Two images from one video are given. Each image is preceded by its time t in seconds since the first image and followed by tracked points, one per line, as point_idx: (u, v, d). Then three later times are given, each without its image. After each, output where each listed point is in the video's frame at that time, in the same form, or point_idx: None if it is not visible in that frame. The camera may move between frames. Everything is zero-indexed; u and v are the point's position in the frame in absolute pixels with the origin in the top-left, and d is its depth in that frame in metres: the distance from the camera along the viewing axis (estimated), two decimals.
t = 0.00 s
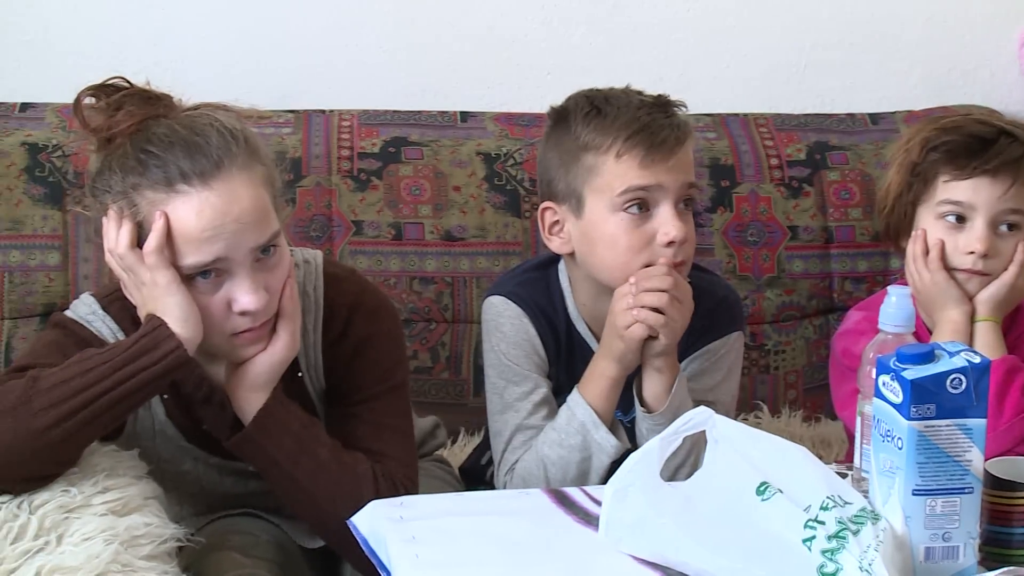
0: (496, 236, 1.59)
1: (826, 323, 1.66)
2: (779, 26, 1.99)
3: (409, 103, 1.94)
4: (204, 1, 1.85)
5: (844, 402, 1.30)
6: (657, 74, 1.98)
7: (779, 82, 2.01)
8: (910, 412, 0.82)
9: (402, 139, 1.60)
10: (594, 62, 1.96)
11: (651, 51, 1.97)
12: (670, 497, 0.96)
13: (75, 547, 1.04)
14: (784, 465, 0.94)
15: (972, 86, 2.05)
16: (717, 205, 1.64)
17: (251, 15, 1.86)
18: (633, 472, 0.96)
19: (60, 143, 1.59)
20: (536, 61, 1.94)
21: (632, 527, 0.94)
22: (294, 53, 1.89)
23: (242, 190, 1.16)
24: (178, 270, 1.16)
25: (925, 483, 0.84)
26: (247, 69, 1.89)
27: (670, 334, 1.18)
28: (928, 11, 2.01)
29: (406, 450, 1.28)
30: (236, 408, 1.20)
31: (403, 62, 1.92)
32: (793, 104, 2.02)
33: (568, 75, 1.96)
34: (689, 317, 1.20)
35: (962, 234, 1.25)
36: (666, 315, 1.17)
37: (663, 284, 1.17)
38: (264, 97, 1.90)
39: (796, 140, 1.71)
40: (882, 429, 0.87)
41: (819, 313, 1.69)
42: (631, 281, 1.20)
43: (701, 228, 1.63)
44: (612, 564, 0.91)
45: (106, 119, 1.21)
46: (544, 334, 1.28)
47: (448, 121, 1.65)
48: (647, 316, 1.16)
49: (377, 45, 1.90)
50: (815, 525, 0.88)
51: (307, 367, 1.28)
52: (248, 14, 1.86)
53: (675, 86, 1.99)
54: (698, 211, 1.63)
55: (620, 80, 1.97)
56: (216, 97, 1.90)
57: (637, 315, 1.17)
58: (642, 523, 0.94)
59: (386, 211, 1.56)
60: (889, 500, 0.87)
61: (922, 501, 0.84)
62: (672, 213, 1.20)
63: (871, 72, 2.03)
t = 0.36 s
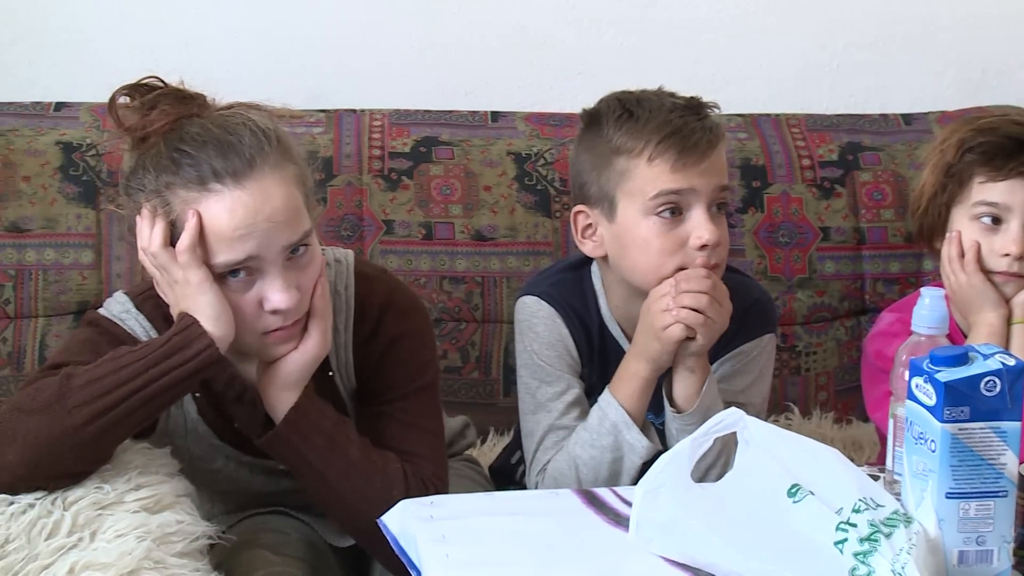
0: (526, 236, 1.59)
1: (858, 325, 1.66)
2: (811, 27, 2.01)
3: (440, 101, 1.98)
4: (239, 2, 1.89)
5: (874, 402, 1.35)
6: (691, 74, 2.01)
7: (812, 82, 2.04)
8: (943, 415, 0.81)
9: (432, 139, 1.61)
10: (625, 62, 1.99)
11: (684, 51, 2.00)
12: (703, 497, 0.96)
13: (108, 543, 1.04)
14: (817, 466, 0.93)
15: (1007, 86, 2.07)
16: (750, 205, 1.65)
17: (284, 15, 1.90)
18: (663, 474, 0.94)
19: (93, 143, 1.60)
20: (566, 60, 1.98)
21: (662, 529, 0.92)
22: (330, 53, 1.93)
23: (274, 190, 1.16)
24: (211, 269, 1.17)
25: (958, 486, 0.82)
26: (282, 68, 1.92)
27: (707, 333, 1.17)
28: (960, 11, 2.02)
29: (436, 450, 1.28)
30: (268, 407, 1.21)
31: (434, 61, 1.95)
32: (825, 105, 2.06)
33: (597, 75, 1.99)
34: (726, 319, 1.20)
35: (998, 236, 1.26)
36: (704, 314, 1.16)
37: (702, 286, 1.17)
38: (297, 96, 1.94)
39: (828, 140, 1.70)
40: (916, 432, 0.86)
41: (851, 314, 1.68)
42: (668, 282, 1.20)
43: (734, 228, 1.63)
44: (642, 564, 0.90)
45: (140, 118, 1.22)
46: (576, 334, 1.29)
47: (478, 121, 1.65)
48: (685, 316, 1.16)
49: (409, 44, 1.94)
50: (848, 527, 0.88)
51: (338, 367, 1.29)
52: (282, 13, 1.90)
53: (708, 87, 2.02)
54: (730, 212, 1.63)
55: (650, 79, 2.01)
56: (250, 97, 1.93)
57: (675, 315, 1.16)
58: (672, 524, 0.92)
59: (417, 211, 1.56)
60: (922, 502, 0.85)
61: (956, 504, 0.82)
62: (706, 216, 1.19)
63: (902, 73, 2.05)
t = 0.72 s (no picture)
0: (557, 236, 1.59)
1: (891, 326, 1.66)
2: (843, 27, 2.01)
3: (474, 101, 1.99)
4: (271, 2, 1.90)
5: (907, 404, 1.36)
6: (722, 74, 2.02)
7: (845, 82, 2.04)
8: (978, 417, 0.79)
9: (464, 138, 1.61)
10: (657, 62, 2.00)
11: (716, 51, 2.00)
12: (734, 499, 0.94)
13: (142, 540, 1.05)
14: (851, 467, 0.92)
15: None
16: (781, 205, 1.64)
17: (317, 16, 1.91)
18: (692, 476, 0.93)
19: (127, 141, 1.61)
20: (600, 60, 1.98)
21: (693, 531, 0.91)
22: (364, 53, 1.94)
23: (307, 188, 1.15)
24: (244, 267, 1.17)
25: (993, 489, 0.80)
26: (316, 69, 1.94)
27: (737, 332, 1.16)
28: (994, 11, 2.01)
29: (467, 450, 1.28)
30: (299, 406, 1.21)
31: (467, 61, 1.96)
32: (859, 105, 2.06)
33: (630, 75, 2.00)
34: (758, 319, 1.19)
35: None
36: (734, 312, 1.16)
37: (734, 285, 1.17)
38: (330, 96, 1.95)
39: (861, 141, 1.70)
40: (949, 434, 0.84)
41: (883, 316, 1.68)
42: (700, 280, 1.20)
43: (766, 228, 1.63)
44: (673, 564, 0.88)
45: (174, 117, 1.22)
46: (609, 335, 1.29)
47: (510, 121, 1.66)
48: (715, 313, 1.15)
49: (442, 43, 1.95)
50: (881, 529, 0.86)
51: (370, 366, 1.29)
52: (314, 15, 1.91)
53: (739, 87, 2.03)
54: (763, 212, 1.63)
55: (682, 79, 2.01)
56: (284, 97, 1.94)
57: (705, 312, 1.16)
58: (702, 526, 0.91)
59: (448, 210, 1.57)
60: (955, 505, 0.83)
61: (991, 507, 0.80)
62: (739, 219, 1.19)
63: (936, 74, 2.05)
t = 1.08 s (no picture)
0: (580, 236, 1.59)
1: (914, 327, 1.66)
2: (866, 27, 2.00)
3: (496, 102, 1.99)
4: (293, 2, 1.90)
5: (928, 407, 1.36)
6: (745, 74, 2.02)
7: (869, 82, 2.04)
8: (1002, 419, 0.79)
9: (486, 139, 1.61)
10: (679, 63, 2.00)
11: (738, 52, 2.00)
12: (755, 500, 0.93)
13: (165, 539, 1.05)
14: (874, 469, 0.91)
15: None
16: (804, 207, 1.64)
17: (340, 15, 1.91)
18: (714, 477, 0.93)
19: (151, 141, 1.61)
20: (623, 60, 1.98)
21: (715, 531, 0.90)
22: (387, 53, 1.94)
23: (331, 187, 1.15)
24: (267, 268, 1.17)
25: (1017, 491, 0.80)
26: (339, 69, 1.94)
27: (757, 330, 1.16)
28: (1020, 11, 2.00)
29: (487, 450, 1.28)
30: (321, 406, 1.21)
31: (489, 61, 1.96)
32: (883, 106, 2.06)
33: (653, 75, 2.00)
34: (779, 321, 1.19)
35: None
36: (753, 310, 1.15)
37: (755, 284, 1.16)
38: (353, 96, 1.95)
39: (884, 142, 1.69)
40: (973, 436, 0.83)
41: (906, 317, 1.68)
42: (723, 278, 1.20)
43: (788, 229, 1.64)
44: (694, 564, 0.86)
45: (198, 117, 1.23)
46: (630, 336, 1.29)
47: (533, 121, 1.66)
48: (735, 309, 1.15)
49: (464, 43, 1.94)
50: (903, 531, 0.85)
51: (392, 366, 1.30)
52: (335, 15, 1.91)
53: (761, 87, 2.03)
54: (786, 214, 1.63)
55: (704, 80, 2.01)
56: (306, 97, 1.95)
57: (725, 309, 1.16)
58: (725, 526, 0.90)
59: (470, 211, 1.57)
60: (979, 508, 0.83)
61: (1015, 509, 0.80)
62: (766, 227, 1.19)
63: (961, 74, 2.04)
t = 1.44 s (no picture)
0: (592, 236, 1.59)
1: (927, 328, 1.65)
2: (879, 27, 2.00)
3: (508, 102, 1.99)
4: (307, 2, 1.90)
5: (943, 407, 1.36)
6: (757, 75, 2.02)
7: (882, 82, 2.03)
8: (1016, 420, 0.79)
9: (499, 139, 1.61)
10: (691, 63, 1.99)
11: (750, 52, 2.00)
12: (768, 502, 0.93)
13: (177, 538, 1.05)
14: (886, 469, 0.90)
15: None
16: (817, 207, 1.64)
17: (352, 15, 1.91)
18: (727, 477, 0.93)
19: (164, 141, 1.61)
20: (635, 60, 1.98)
21: (727, 531, 0.89)
22: (399, 53, 1.94)
23: (344, 189, 1.15)
24: (280, 268, 1.17)
25: None
26: (352, 69, 1.94)
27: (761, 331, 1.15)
28: None
29: (499, 450, 1.28)
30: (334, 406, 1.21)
31: (501, 61, 1.96)
32: (896, 106, 2.05)
33: (665, 75, 2.00)
34: (786, 323, 1.18)
35: None
36: (758, 310, 1.15)
37: (762, 285, 1.16)
38: (365, 96, 1.96)
39: (897, 142, 1.69)
40: (988, 437, 0.83)
41: (919, 318, 1.67)
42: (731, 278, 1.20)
43: (801, 229, 1.63)
44: (705, 565, 0.86)
45: (211, 117, 1.23)
46: (635, 335, 1.30)
47: (545, 121, 1.66)
48: (740, 307, 1.15)
49: (476, 43, 1.95)
50: (916, 533, 0.85)
51: (404, 366, 1.31)
52: (348, 15, 1.91)
53: (774, 87, 2.03)
54: (797, 214, 1.63)
55: (716, 80, 2.01)
56: (317, 97, 1.95)
57: (730, 308, 1.16)
58: (737, 526, 0.90)
59: (483, 211, 1.57)
60: (993, 509, 0.83)
61: None
62: (781, 233, 1.19)
63: (974, 75, 2.03)
